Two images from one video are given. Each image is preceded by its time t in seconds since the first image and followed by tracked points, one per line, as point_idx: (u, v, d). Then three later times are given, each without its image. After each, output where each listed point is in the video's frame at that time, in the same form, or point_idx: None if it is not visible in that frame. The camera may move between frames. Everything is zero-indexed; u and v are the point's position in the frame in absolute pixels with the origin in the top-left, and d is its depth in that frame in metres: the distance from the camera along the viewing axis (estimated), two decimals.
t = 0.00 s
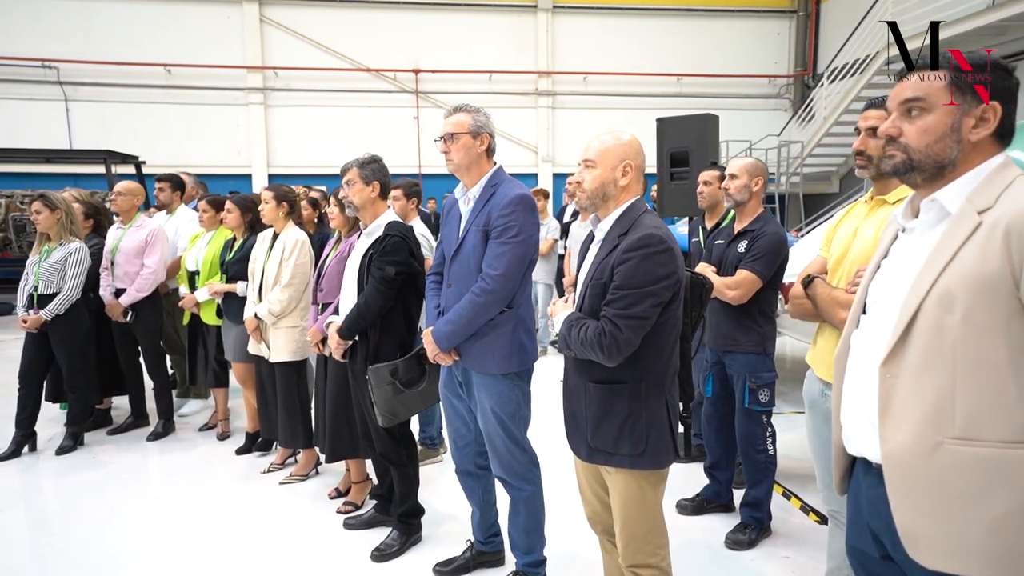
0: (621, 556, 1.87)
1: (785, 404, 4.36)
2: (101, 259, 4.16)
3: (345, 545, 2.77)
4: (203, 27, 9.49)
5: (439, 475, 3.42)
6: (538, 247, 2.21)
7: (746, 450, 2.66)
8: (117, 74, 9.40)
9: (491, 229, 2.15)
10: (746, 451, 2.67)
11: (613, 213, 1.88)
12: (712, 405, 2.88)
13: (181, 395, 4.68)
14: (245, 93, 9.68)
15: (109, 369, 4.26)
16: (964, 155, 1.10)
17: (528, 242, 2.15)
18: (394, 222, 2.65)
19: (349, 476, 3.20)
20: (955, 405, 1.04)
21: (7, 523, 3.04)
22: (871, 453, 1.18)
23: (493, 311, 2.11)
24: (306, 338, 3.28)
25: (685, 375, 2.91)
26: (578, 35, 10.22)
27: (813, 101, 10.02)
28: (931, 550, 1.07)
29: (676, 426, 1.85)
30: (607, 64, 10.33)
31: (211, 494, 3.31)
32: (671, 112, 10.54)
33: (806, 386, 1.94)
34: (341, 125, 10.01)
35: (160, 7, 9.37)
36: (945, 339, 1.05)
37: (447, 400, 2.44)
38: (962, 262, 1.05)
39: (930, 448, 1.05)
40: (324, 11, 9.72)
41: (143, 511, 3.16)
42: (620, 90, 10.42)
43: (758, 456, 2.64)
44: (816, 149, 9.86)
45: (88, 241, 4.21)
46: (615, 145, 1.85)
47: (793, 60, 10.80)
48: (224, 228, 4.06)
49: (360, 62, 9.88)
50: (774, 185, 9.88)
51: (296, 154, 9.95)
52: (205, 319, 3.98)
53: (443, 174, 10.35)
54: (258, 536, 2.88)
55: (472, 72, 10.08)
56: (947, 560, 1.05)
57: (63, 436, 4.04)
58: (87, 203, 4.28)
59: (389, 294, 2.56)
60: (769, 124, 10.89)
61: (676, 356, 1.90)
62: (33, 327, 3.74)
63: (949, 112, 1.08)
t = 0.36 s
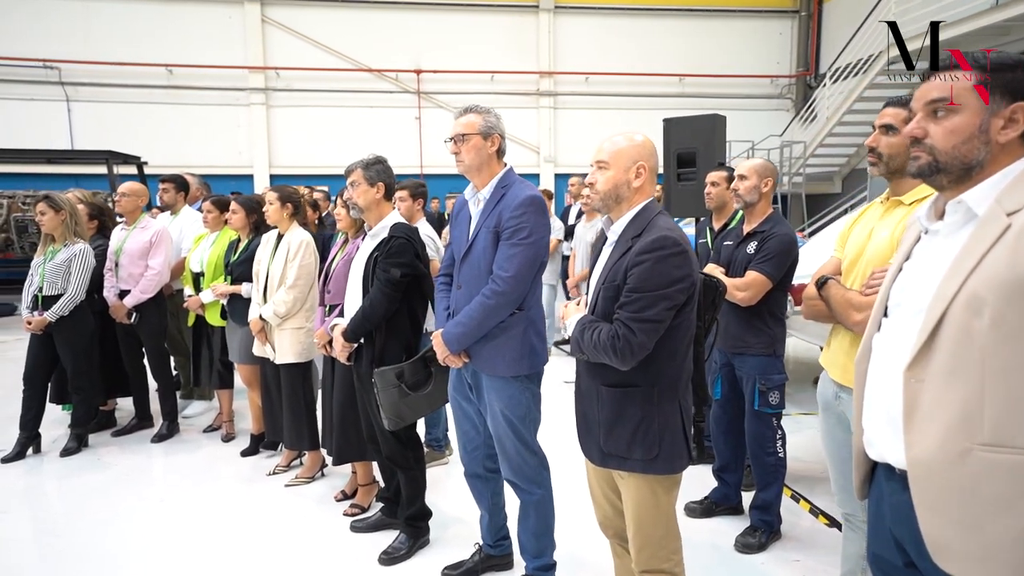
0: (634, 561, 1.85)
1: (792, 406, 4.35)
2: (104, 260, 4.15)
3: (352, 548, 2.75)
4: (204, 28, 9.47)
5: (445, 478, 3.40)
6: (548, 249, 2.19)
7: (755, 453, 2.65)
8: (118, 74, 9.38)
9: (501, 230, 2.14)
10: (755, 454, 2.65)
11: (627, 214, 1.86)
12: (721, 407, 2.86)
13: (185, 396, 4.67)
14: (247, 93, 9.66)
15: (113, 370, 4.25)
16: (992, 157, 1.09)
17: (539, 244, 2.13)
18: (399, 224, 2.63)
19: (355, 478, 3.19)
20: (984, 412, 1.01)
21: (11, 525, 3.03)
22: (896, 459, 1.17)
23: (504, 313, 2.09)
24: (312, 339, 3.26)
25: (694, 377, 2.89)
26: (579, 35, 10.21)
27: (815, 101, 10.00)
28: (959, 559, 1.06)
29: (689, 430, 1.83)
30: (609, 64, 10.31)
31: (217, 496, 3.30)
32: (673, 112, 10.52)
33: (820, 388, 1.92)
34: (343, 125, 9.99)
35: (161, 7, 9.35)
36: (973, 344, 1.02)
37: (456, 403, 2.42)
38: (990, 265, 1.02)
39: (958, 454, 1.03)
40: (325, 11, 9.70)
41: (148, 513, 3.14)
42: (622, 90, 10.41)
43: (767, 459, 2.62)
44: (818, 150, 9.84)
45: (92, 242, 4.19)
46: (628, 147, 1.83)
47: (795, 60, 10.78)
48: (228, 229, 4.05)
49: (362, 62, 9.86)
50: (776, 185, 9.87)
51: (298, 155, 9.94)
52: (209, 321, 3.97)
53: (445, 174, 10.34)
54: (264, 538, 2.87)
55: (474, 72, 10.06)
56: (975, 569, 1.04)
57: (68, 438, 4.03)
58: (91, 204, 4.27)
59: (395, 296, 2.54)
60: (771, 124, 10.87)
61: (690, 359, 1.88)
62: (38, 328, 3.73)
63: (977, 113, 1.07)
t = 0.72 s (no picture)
0: (645, 563, 1.84)
1: (797, 406, 4.33)
2: (108, 260, 4.14)
3: (358, 548, 2.74)
4: (206, 27, 9.45)
5: (450, 479, 3.38)
6: (558, 249, 2.18)
7: (764, 453, 2.63)
8: (120, 73, 9.36)
9: (511, 230, 2.12)
10: (764, 455, 2.64)
11: (639, 214, 1.85)
12: (729, 408, 2.85)
13: (188, 396, 4.66)
14: (248, 93, 9.64)
15: (116, 370, 4.24)
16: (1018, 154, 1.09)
17: (549, 244, 2.12)
18: (404, 223, 2.61)
19: (361, 478, 3.18)
20: (1010, 413, 1.00)
21: (15, 525, 3.01)
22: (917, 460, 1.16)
23: (513, 313, 2.08)
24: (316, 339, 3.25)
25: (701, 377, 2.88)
26: (581, 35, 10.19)
27: (818, 101, 9.98)
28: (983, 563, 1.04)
29: (702, 431, 1.82)
30: (610, 64, 10.30)
31: (221, 497, 3.28)
32: (675, 112, 10.51)
33: (832, 388, 1.90)
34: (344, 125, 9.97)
35: (162, 6, 9.34)
36: (999, 343, 1.01)
37: (465, 403, 2.41)
38: (1017, 264, 1.01)
39: (984, 455, 1.02)
40: (326, 11, 9.68)
41: (153, 513, 3.13)
42: (624, 90, 10.39)
43: (776, 460, 2.60)
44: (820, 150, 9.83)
45: (96, 242, 4.18)
46: (640, 145, 1.82)
47: (797, 60, 10.76)
48: (231, 229, 4.03)
49: (363, 62, 9.85)
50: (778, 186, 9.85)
51: (299, 155, 9.92)
52: (213, 321, 3.96)
53: (447, 174, 10.32)
54: (270, 539, 2.85)
55: (475, 72, 10.05)
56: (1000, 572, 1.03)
57: (72, 438, 4.02)
58: (94, 204, 4.25)
59: (400, 296, 2.53)
60: (773, 124, 10.86)
61: (702, 360, 1.86)
62: (42, 328, 3.71)
63: (1004, 110, 1.07)
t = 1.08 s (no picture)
0: (653, 563, 1.83)
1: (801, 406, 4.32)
2: (110, 259, 4.13)
3: (363, 548, 2.73)
4: (206, 27, 9.44)
5: (454, 478, 3.37)
6: (565, 247, 2.17)
7: (770, 453, 2.62)
8: (121, 73, 9.35)
9: (518, 227, 2.11)
10: (770, 454, 2.62)
11: (647, 211, 1.84)
12: (734, 407, 2.84)
13: (190, 396, 4.66)
14: (249, 92, 9.62)
15: (119, 369, 4.23)
16: None
17: (556, 242, 2.10)
18: (409, 221, 2.60)
19: (365, 478, 3.16)
20: None
21: (19, 525, 3.00)
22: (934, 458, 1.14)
23: (520, 312, 2.07)
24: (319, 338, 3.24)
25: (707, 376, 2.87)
26: (581, 35, 10.18)
27: (819, 100, 9.96)
28: (1002, 562, 1.03)
29: (711, 429, 1.81)
30: (611, 64, 10.29)
31: (224, 496, 3.27)
32: (676, 112, 10.49)
33: (841, 386, 1.89)
34: (345, 125, 9.96)
35: (162, 6, 9.32)
36: (1019, 339, 1.00)
37: (470, 402, 2.40)
38: None
39: (1004, 452, 1.01)
40: (327, 11, 9.67)
41: (156, 513, 3.12)
42: (624, 90, 10.38)
43: (782, 459, 2.59)
44: (822, 149, 9.82)
45: (98, 241, 4.17)
46: (648, 143, 1.81)
47: (798, 60, 10.75)
48: (233, 228, 4.02)
49: (364, 61, 9.84)
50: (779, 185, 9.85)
51: (300, 154, 9.90)
52: (216, 320, 3.95)
53: (448, 174, 10.31)
54: (273, 539, 2.84)
55: (476, 72, 10.04)
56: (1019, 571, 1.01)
57: (74, 437, 4.01)
58: (95, 203, 4.24)
59: (405, 294, 2.51)
60: (774, 124, 10.85)
61: (710, 359, 1.85)
62: (45, 327, 3.70)
63: None
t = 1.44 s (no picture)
0: (659, 562, 1.82)
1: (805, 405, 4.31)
2: (114, 258, 4.13)
3: (366, 547, 2.72)
4: (208, 27, 9.44)
5: (458, 478, 3.37)
6: (570, 246, 2.16)
7: (775, 452, 2.61)
8: (123, 73, 9.36)
9: (523, 226, 2.11)
10: (775, 454, 2.61)
11: (653, 209, 1.83)
12: (739, 407, 2.83)
13: (193, 395, 4.66)
14: (251, 92, 9.62)
15: (122, 369, 4.24)
16: None
17: (561, 240, 2.10)
18: (415, 220, 2.59)
19: (369, 477, 3.16)
20: None
21: (23, 524, 3.01)
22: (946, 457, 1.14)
23: (525, 310, 2.06)
24: (323, 337, 3.23)
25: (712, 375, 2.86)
26: (583, 35, 10.17)
27: (821, 100, 9.95)
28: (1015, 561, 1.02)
29: (717, 428, 1.80)
30: (613, 63, 10.28)
31: (228, 495, 3.27)
32: (679, 111, 10.48)
33: (847, 385, 1.89)
34: (347, 125, 9.95)
35: (165, 6, 9.32)
36: None
37: (475, 401, 2.40)
38: None
39: (1016, 452, 1.00)
40: (329, 10, 9.66)
41: (160, 512, 3.12)
42: (627, 90, 10.37)
43: (788, 458, 2.58)
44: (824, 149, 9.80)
45: (102, 240, 4.17)
46: (655, 140, 1.81)
47: (800, 59, 10.72)
48: (237, 227, 4.02)
49: (366, 61, 9.83)
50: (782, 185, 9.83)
51: (302, 154, 9.90)
52: (219, 319, 3.95)
53: (451, 174, 10.30)
54: (277, 537, 2.84)
55: (478, 72, 10.03)
56: None
57: (78, 437, 4.01)
58: (99, 203, 4.24)
59: (411, 292, 2.51)
60: (776, 124, 10.83)
61: (716, 357, 1.84)
62: (48, 326, 3.69)
63: None
